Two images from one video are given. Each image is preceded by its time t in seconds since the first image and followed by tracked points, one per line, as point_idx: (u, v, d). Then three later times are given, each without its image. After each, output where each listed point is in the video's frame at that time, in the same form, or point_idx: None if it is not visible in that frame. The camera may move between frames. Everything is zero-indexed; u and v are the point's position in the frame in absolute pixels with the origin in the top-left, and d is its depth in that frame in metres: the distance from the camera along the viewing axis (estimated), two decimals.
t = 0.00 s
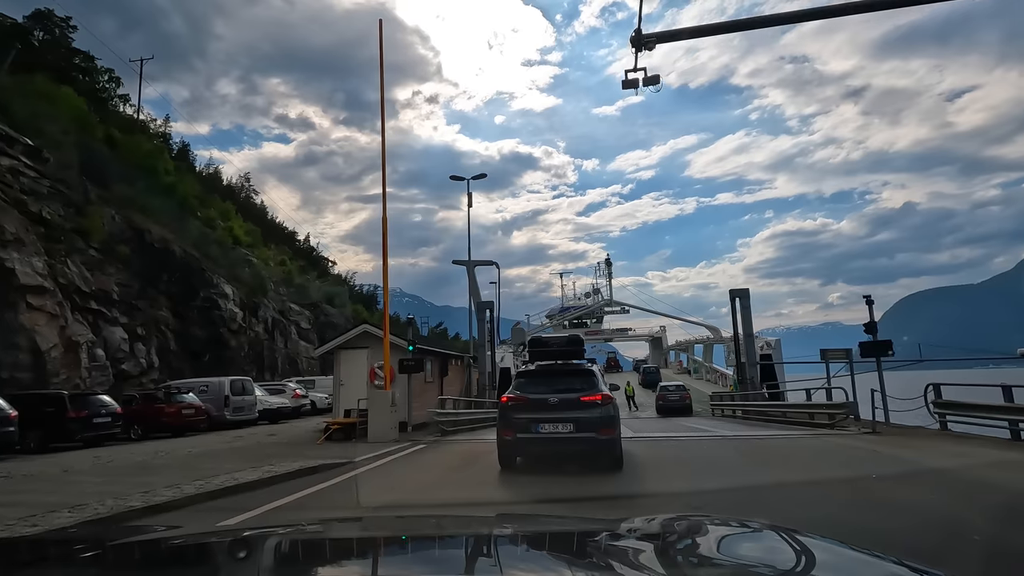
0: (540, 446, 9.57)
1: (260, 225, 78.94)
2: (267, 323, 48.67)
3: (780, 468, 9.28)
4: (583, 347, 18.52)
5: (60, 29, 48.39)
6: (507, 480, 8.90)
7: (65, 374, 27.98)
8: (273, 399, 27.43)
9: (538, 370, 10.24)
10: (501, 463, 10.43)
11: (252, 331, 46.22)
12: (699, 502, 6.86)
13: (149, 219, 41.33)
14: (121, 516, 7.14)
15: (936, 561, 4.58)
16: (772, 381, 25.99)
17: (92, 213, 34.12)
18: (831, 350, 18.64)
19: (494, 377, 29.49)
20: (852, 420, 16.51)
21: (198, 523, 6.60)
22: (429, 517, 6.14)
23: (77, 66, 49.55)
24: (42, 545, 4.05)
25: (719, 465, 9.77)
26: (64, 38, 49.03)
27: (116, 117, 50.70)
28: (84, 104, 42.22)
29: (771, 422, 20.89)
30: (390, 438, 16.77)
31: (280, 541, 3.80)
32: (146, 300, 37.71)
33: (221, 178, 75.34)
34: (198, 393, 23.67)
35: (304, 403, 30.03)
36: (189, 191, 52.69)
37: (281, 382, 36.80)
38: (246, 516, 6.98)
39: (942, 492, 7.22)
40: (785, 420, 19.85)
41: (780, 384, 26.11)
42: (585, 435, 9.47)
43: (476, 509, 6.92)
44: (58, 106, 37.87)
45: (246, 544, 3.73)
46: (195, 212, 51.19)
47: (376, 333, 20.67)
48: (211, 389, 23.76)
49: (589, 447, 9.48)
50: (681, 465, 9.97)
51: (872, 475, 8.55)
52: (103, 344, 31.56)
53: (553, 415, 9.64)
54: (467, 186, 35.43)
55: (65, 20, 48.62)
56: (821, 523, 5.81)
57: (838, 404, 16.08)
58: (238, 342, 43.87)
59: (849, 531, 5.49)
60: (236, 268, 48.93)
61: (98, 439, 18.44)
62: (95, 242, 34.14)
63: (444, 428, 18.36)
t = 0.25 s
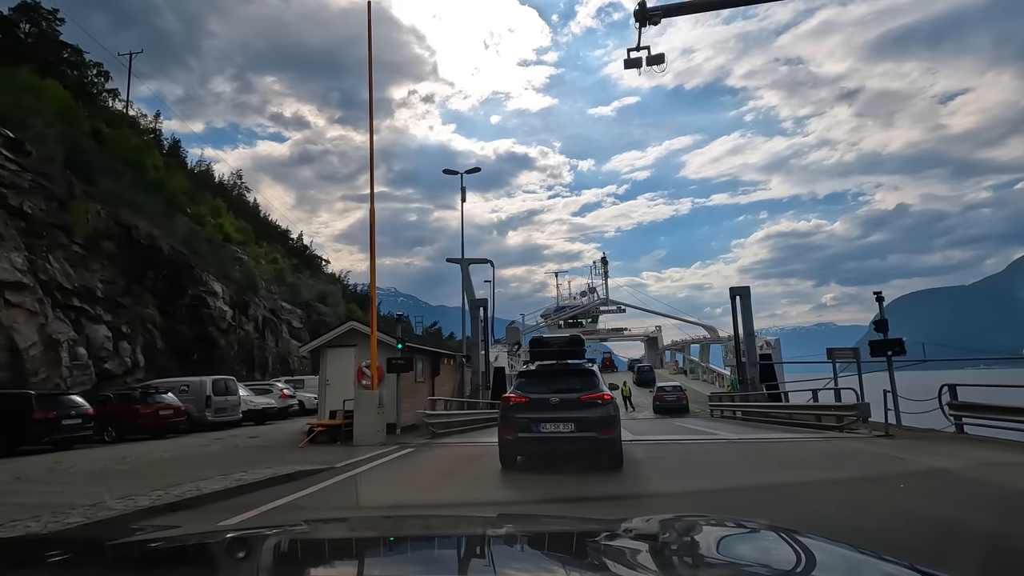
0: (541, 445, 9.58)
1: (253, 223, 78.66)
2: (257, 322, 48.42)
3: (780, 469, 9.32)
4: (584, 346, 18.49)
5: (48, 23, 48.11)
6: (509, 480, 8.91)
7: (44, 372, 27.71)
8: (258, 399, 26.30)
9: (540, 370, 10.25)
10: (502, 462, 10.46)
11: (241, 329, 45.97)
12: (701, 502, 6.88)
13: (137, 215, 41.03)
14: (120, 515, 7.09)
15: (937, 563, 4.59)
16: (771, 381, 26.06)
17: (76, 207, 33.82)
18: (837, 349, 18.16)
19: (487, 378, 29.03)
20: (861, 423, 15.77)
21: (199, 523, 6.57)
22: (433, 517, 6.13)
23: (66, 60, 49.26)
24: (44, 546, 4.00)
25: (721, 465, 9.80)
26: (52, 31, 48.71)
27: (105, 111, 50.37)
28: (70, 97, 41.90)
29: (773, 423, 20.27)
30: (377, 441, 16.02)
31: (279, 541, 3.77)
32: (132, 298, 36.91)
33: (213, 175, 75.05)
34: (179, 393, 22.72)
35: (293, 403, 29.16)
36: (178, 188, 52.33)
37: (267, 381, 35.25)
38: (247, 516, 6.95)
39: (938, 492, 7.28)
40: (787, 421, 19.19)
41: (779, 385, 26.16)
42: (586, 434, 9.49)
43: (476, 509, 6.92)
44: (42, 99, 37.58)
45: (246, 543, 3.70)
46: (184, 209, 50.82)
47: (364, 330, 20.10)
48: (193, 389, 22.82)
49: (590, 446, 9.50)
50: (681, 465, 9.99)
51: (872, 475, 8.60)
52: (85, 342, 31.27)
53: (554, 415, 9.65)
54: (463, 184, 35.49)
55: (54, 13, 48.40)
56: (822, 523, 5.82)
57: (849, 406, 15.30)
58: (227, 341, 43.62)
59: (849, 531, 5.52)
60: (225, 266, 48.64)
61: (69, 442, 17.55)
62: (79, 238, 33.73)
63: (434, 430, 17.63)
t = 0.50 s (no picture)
0: (544, 445, 9.59)
1: (247, 221, 78.54)
2: (251, 321, 48.28)
3: (781, 469, 9.35)
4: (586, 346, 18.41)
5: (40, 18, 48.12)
6: (511, 480, 8.92)
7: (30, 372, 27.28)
8: (247, 399, 25.27)
9: (542, 370, 10.27)
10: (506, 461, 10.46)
11: (234, 328, 45.82)
12: (703, 502, 6.90)
13: (128, 211, 40.85)
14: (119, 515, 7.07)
15: (937, 563, 4.61)
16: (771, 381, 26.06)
17: (64, 203, 33.62)
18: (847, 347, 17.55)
19: (483, 377, 28.61)
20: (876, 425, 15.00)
21: (197, 523, 6.55)
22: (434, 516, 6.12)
23: (58, 56, 49.23)
24: (42, 544, 3.98)
25: (723, 465, 9.82)
26: (44, 27, 48.69)
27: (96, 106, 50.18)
28: (60, 92, 41.72)
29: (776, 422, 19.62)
30: (366, 444, 15.41)
31: (278, 541, 3.74)
32: (121, 295, 36.81)
33: (208, 172, 74.94)
34: (162, 393, 21.77)
35: (285, 403, 28.46)
36: (171, 184, 52.20)
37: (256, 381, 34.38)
38: (248, 516, 6.94)
39: (936, 492, 7.31)
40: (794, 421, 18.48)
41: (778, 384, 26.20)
42: (589, 434, 9.50)
43: (477, 509, 6.93)
44: (32, 94, 37.42)
45: (246, 543, 3.68)
46: (177, 206, 50.62)
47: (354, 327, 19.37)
48: (177, 389, 21.86)
49: (592, 446, 9.52)
50: (683, 465, 9.99)
51: (872, 476, 8.61)
52: (72, 340, 31.06)
53: (557, 414, 9.66)
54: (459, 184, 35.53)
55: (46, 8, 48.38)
56: (823, 524, 5.84)
57: (865, 407, 14.49)
58: (220, 340, 43.48)
59: (851, 532, 5.53)
60: (219, 264, 48.47)
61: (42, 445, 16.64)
62: (66, 234, 33.42)
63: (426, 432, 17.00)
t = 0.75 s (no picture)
0: (547, 445, 9.60)
1: (242, 219, 78.30)
2: (244, 319, 48.14)
3: (782, 468, 9.36)
4: (587, 347, 18.34)
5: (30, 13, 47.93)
6: (514, 479, 8.92)
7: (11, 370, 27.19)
8: (234, 399, 24.51)
9: (545, 370, 10.27)
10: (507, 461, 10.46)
11: (227, 327, 45.67)
12: (705, 502, 6.90)
13: (118, 208, 40.68)
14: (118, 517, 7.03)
15: (939, 564, 4.62)
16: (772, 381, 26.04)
17: (51, 199, 33.43)
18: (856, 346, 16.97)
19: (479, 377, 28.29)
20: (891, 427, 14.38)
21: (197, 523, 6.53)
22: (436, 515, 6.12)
23: (47, 51, 49.04)
24: (44, 544, 3.94)
25: (724, 465, 9.81)
26: (33, 22, 48.50)
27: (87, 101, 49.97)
28: (48, 86, 41.51)
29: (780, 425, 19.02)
30: (354, 447, 14.77)
31: (278, 541, 3.72)
32: (109, 293, 36.68)
33: (201, 170, 74.73)
34: (143, 393, 20.98)
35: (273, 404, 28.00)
36: (162, 181, 51.97)
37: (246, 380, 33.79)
38: (249, 517, 6.91)
39: (934, 492, 7.33)
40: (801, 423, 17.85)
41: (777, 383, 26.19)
42: (591, 434, 9.52)
43: (480, 509, 6.91)
44: (18, 88, 37.23)
45: (245, 543, 3.66)
46: (168, 203, 50.43)
47: (342, 325, 18.56)
48: (158, 389, 21.07)
49: (595, 446, 9.53)
50: (685, 465, 9.99)
51: (872, 475, 8.63)
52: (55, 338, 30.87)
53: (560, 415, 9.67)
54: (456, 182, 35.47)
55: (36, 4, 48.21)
56: (825, 524, 5.84)
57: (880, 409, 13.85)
58: (212, 339, 43.34)
59: (851, 532, 5.54)
60: (211, 262, 48.32)
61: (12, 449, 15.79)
62: (52, 231, 33.27)
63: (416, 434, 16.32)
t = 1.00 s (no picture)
0: (550, 445, 9.59)
1: (236, 217, 78.06)
2: (236, 318, 48.02)
3: (783, 469, 9.36)
4: (589, 348, 18.30)
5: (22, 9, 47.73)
6: (517, 479, 8.91)
7: None
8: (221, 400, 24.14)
9: (546, 370, 10.27)
10: (510, 461, 10.45)
11: (220, 326, 45.53)
12: (708, 502, 6.90)
13: (108, 205, 40.50)
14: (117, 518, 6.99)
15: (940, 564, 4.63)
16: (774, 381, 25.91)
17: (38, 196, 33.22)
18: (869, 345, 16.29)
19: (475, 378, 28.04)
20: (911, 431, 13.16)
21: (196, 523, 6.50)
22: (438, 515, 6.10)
23: (39, 47, 48.83)
24: (50, 542, 3.91)
25: (726, 466, 9.81)
26: (25, 18, 48.29)
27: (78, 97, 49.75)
28: (38, 82, 41.30)
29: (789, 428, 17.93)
30: (341, 452, 13.83)
31: (278, 541, 3.69)
32: (97, 292, 36.51)
33: (195, 168, 74.48)
34: (124, 394, 20.62)
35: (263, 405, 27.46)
36: (154, 178, 51.75)
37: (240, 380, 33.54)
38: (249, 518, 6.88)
39: (935, 493, 7.33)
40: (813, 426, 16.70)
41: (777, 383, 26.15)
42: (593, 434, 9.52)
43: (484, 509, 6.89)
44: (8, 84, 37.02)
45: (245, 542, 3.63)
46: (160, 200, 50.20)
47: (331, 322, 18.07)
48: (140, 390, 20.73)
49: (597, 446, 9.53)
50: (686, 465, 9.98)
51: (873, 476, 8.63)
52: (40, 338, 30.54)
53: (562, 414, 9.66)
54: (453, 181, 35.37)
55: None
56: (827, 525, 5.84)
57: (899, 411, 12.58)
58: (203, 339, 43.22)
59: (853, 532, 5.55)
60: (203, 260, 48.14)
61: None
62: (39, 228, 33.09)
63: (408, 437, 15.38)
